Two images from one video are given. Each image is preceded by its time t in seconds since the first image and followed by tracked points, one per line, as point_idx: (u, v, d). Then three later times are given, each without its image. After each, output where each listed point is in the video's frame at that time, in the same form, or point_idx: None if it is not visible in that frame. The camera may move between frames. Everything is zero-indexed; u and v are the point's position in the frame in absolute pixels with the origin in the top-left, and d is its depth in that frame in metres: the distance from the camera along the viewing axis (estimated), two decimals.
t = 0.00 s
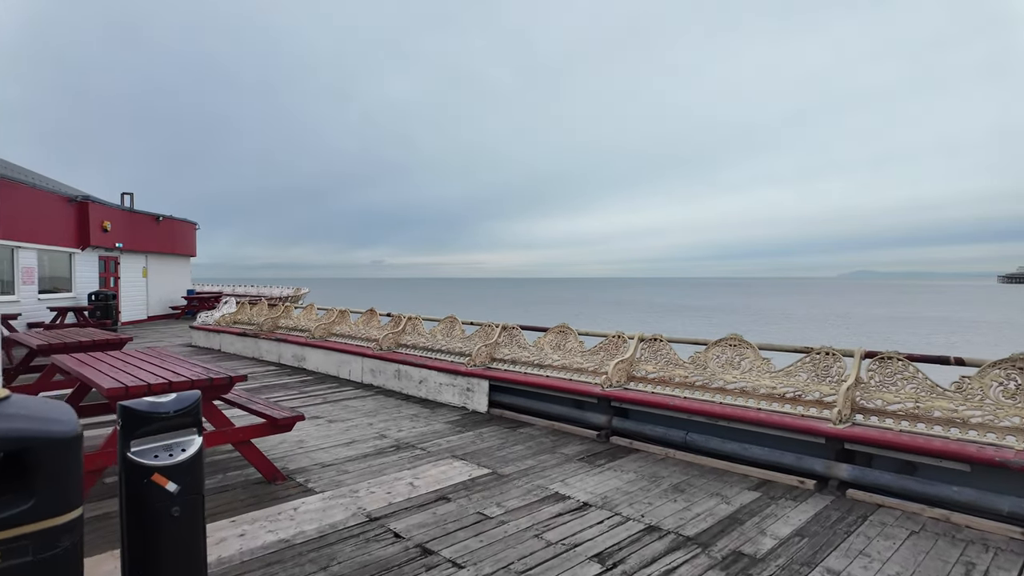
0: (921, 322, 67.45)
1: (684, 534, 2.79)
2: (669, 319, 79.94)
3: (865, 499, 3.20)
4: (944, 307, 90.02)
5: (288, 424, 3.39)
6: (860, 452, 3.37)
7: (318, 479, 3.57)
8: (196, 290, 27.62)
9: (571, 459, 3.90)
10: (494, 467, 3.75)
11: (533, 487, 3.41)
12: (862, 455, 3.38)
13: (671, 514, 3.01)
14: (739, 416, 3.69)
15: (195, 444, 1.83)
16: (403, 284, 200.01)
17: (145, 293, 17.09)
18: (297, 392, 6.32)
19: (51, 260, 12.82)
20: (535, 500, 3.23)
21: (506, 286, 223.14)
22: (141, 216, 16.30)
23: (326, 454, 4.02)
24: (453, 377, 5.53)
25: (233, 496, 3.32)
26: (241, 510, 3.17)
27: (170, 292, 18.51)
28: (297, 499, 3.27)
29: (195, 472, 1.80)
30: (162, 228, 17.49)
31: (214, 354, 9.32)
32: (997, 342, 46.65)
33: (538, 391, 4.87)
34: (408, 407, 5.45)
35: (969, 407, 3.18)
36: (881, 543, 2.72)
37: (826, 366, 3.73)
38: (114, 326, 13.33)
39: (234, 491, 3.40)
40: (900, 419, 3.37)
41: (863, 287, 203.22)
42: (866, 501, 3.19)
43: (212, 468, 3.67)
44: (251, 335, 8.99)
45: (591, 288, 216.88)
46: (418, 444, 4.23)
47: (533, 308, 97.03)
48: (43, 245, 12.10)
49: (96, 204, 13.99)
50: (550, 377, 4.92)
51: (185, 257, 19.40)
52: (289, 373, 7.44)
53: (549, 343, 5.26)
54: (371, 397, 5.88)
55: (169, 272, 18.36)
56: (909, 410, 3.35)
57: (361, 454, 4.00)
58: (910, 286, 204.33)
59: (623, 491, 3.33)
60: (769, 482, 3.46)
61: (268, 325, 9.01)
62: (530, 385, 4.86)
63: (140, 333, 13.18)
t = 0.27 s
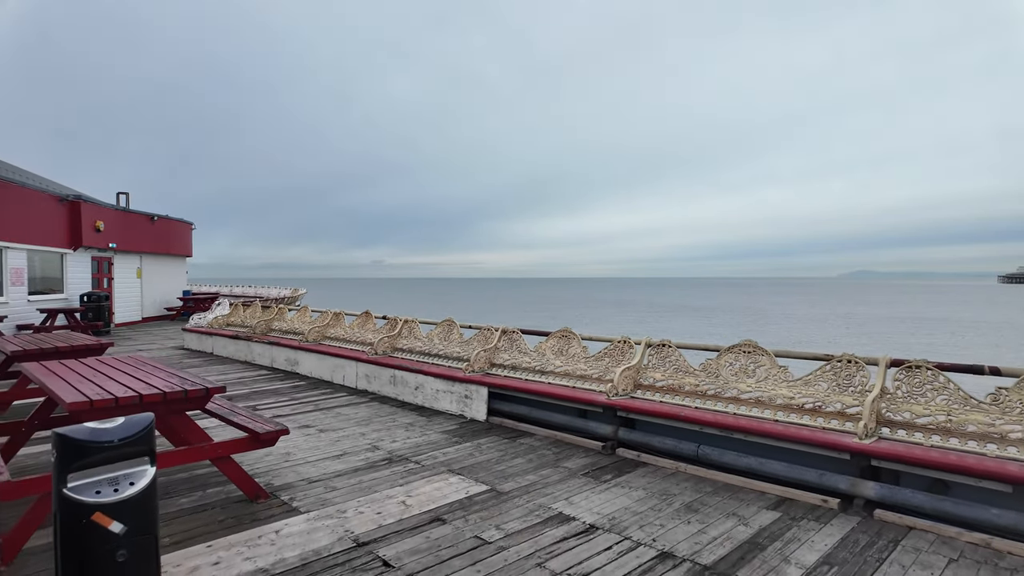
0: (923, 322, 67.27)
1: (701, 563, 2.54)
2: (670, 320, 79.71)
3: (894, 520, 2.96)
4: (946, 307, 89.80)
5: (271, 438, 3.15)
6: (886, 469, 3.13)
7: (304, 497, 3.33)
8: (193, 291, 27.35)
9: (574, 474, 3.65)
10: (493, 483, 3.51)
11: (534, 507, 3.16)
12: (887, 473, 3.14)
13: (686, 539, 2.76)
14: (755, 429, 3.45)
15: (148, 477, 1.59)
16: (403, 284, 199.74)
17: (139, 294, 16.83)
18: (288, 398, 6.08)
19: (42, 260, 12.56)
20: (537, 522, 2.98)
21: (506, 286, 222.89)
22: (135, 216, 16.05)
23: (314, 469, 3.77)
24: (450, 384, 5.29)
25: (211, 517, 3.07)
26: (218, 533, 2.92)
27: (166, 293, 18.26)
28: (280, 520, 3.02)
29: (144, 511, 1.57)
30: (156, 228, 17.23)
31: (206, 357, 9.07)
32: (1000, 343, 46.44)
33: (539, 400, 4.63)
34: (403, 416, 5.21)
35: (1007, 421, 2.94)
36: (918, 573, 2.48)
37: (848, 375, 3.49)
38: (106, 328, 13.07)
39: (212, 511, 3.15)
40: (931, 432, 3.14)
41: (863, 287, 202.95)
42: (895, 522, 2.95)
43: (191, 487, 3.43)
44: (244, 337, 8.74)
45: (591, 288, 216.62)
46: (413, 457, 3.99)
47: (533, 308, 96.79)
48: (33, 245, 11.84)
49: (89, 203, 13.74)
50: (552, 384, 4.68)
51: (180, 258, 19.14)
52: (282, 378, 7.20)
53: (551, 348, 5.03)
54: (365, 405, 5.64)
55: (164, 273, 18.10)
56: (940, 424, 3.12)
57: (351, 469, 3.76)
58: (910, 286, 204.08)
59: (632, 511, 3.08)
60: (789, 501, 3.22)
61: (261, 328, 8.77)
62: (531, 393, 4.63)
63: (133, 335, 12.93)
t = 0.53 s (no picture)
0: (927, 322, 66.93)
1: None
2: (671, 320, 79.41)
3: (931, 540, 2.69)
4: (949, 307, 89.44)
5: (250, 449, 2.89)
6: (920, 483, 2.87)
7: (287, 512, 3.07)
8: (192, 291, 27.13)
9: (579, 486, 3.39)
10: (491, 496, 3.25)
11: (537, 524, 2.90)
12: (921, 487, 2.87)
13: (704, 562, 2.50)
14: (775, 438, 3.20)
15: (77, 503, 1.66)
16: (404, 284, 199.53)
17: (134, 293, 16.58)
18: (279, 401, 5.83)
19: (34, 259, 12.32)
20: (540, 541, 2.72)
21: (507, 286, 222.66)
22: (131, 215, 15.81)
23: (300, 481, 3.52)
24: (448, 387, 5.04)
25: (184, 534, 2.81)
26: (191, 553, 2.67)
27: (162, 292, 18.02)
28: (259, 539, 2.77)
29: (70, 541, 1.62)
30: (152, 227, 16.98)
31: (198, 359, 8.82)
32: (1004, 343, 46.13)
33: (541, 404, 4.37)
34: (398, 421, 4.95)
35: None
36: None
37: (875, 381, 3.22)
38: (100, 328, 12.83)
39: (186, 528, 2.89)
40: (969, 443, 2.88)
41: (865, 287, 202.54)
42: (932, 542, 2.69)
43: (166, 502, 3.17)
44: (236, 338, 8.49)
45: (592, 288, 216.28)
46: (407, 467, 3.73)
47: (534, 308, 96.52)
48: (24, 244, 11.59)
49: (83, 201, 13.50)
50: (555, 388, 4.43)
51: (177, 257, 18.90)
52: (274, 380, 6.94)
53: (554, 350, 4.78)
54: (358, 409, 5.38)
55: (161, 272, 17.86)
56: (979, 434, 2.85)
57: (340, 481, 3.50)
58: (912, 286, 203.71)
59: (643, 529, 2.82)
60: (814, 517, 2.95)
61: (255, 328, 8.52)
62: (533, 397, 4.38)
63: (127, 335, 12.69)
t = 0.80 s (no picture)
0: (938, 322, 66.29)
1: None
2: (679, 320, 78.94)
3: None
4: (960, 307, 88.50)
5: (233, 471, 2.65)
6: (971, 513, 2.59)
7: (275, 539, 2.83)
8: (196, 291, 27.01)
9: (593, 510, 3.12)
10: (498, 521, 2.99)
11: (547, 554, 2.64)
12: (971, 518, 2.59)
13: None
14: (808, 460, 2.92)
15: None
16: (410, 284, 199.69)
17: (137, 294, 16.44)
18: (277, 410, 5.59)
19: (33, 260, 12.15)
20: None
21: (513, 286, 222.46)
22: (133, 215, 15.64)
23: (292, 501, 3.28)
24: (451, 397, 4.79)
25: (160, 566, 2.57)
26: None
27: (165, 293, 17.86)
28: (241, 572, 2.51)
29: None
30: (155, 228, 16.83)
31: (197, 363, 8.61)
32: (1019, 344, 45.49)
33: (551, 417, 4.12)
34: (399, 432, 4.71)
35: None
36: None
37: (917, 397, 2.93)
38: (101, 330, 12.66)
39: (164, 557, 2.65)
40: None
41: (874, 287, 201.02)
42: None
43: (146, 527, 2.94)
44: (235, 342, 8.27)
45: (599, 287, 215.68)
46: (407, 486, 3.48)
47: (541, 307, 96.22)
48: (23, 245, 11.43)
49: (84, 202, 13.33)
50: (565, 400, 4.17)
51: (180, 258, 18.77)
52: (273, 387, 6.71)
53: (564, 358, 4.52)
54: (358, 419, 5.14)
55: (164, 273, 17.72)
56: None
57: (335, 502, 3.26)
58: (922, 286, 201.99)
59: (664, 563, 2.56)
60: (854, 550, 2.67)
61: (254, 332, 8.30)
62: (542, 408, 4.12)
63: (128, 337, 12.51)
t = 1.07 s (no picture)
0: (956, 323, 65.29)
1: None
2: (691, 320, 78.30)
3: None
4: (978, 308, 87.12)
5: (226, 487, 2.43)
6: None
7: (273, 558, 2.61)
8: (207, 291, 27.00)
9: (617, 528, 2.86)
10: (514, 541, 2.75)
11: None
12: None
13: None
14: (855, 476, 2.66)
15: None
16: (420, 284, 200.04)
17: (147, 294, 16.37)
18: (282, 414, 5.38)
19: (42, 260, 12.07)
20: None
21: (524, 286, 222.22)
22: (143, 214, 15.57)
23: (293, 516, 3.06)
24: (463, 402, 4.56)
25: None
26: None
27: (175, 293, 17.79)
28: None
29: None
30: (165, 227, 16.76)
31: (204, 363, 8.45)
32: None
33: (569, 424, 3.88)
34: (408, 438, 4.49)
35: None
36: None
37: (978, 407, 2.65)
38: (109, 330, 12.56)
39: None
40: None
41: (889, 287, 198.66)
42: None
43: (136, 543, 2.73)
44: (242, 342, 8.10)
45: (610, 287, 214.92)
46: (416, 499, 3.26)
47: (551, 307, 95.88)
48: (32, 244, 11.34)
49: (93, 201, 13.25)
50: (583, 407, 3.94)
51: (190, 258, 18.70)
52: (279, 389, 6.52)
53: (581, 362, 4.28)
54: (365, 424, 4.92)
55: (174, 273, 17.65)
56: None
57: (338, 517, 3.04)
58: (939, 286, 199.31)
59: None
60: None
61: (261, 333, 8.12)
62: (559, 416, 3.88)
63: (136, 337, 12.41)
